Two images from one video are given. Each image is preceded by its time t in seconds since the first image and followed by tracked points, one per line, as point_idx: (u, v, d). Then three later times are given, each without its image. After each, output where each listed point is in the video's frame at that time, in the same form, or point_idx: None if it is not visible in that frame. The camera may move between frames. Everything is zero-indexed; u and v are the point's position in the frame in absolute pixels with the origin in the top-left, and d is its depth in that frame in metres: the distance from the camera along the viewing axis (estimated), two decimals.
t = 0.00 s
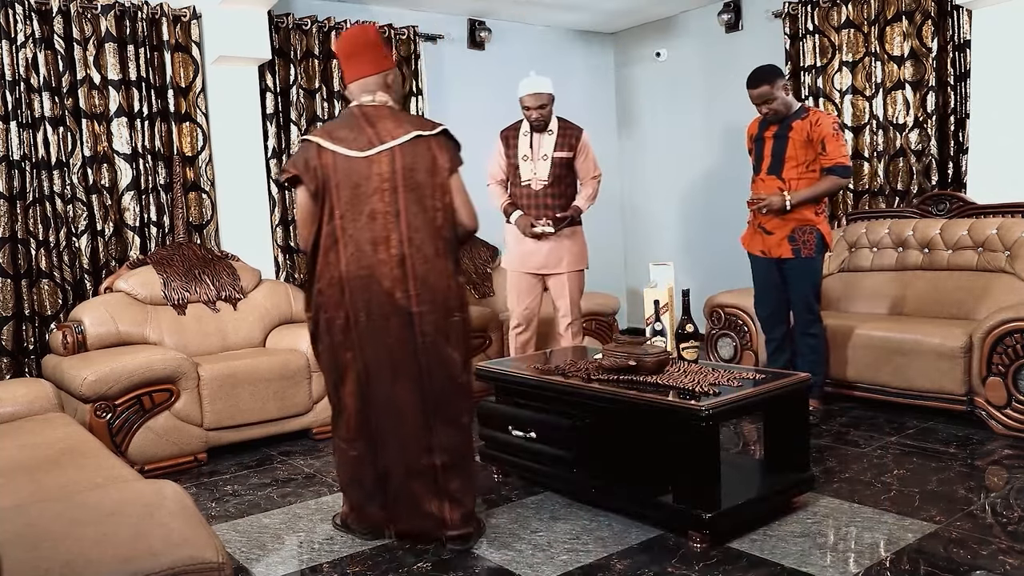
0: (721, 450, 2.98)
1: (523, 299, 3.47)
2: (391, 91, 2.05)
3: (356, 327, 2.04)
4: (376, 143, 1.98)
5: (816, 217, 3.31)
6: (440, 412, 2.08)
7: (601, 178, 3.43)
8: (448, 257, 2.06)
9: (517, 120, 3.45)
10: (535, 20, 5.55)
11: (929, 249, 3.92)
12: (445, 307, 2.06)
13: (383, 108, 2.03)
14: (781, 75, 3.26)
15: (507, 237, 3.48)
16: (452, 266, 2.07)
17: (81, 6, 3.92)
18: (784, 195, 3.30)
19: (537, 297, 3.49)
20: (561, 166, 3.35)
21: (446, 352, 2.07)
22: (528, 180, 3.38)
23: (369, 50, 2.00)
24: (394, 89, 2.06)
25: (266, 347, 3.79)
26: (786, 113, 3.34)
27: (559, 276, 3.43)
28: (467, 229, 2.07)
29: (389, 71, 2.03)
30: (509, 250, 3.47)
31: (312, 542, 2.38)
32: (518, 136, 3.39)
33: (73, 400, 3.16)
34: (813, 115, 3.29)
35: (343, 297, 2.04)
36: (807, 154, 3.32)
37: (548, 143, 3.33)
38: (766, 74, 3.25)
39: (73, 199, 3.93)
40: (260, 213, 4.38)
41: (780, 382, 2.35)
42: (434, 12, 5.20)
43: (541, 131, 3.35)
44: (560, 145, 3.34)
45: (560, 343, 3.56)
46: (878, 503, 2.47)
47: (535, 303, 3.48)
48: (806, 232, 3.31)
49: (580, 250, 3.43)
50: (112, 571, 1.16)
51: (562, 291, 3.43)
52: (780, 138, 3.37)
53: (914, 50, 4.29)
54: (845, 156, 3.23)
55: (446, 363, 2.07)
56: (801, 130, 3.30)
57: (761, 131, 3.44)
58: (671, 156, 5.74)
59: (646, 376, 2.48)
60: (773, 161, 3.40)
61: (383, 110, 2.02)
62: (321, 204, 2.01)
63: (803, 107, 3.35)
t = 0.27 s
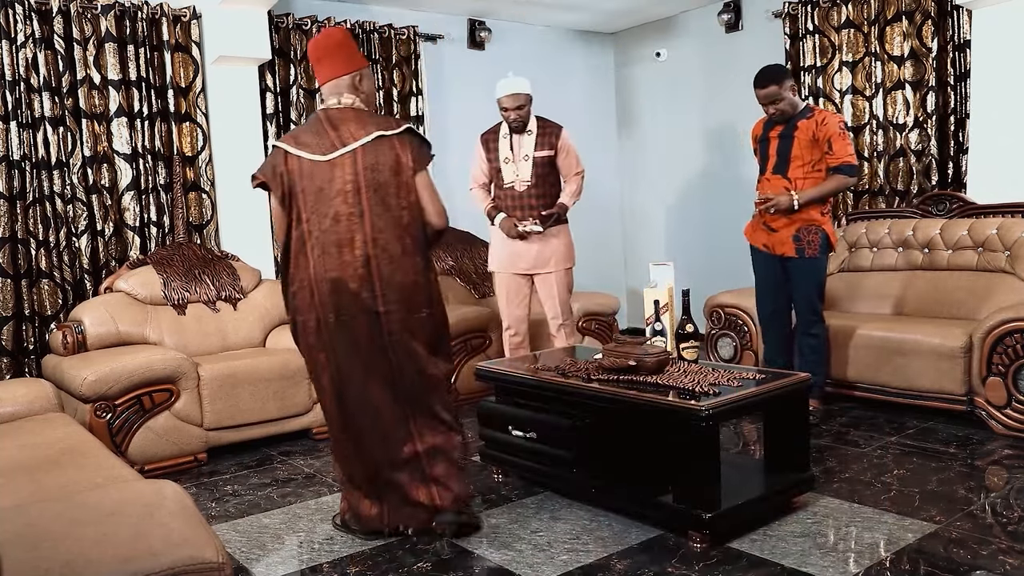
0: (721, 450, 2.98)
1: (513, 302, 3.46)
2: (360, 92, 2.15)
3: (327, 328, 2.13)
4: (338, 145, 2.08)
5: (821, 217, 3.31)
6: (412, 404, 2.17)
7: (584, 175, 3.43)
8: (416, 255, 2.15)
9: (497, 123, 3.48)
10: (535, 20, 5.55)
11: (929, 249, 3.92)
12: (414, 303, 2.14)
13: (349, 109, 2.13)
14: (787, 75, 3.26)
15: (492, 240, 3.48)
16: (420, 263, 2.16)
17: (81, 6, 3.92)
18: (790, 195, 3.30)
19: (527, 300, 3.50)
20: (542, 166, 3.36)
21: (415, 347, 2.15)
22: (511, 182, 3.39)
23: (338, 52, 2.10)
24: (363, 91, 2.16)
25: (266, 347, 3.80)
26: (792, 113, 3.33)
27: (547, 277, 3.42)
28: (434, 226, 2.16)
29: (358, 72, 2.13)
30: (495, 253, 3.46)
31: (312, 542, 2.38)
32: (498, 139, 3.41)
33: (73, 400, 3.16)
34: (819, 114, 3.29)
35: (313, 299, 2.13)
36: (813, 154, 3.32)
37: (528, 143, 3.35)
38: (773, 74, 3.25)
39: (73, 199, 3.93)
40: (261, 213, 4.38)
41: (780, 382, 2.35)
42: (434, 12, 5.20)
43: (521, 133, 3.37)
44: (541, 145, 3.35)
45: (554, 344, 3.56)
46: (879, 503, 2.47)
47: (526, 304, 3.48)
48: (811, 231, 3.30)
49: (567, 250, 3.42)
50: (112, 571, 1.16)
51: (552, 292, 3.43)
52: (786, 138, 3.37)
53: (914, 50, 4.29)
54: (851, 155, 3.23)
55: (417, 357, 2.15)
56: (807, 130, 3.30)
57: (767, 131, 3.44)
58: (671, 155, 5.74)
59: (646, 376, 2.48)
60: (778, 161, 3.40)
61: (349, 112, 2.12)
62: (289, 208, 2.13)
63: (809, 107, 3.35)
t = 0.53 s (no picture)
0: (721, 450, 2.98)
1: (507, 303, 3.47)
2: (349, 94, 2.23)
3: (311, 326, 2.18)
4: (323, 144, 2.16)
5: (826, 218, 3.31)
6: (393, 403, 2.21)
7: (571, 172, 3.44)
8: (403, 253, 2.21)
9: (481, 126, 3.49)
10: (535, 20, 5.55)
11: (929, 249, 3.92)
12: (398, 302, 2.20)
13: (335, 110, 2.20)
14: (791, 76, 3.25)
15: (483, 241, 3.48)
16: (405, 263, 2.21)
17: (81, 6, 3.92)
18: (793, 195, 3.29)
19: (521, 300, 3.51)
20: (530, 165, 3.37)
21: (398, 346, 2.20)
22: (500, 183, 3.40)
23: (325, 54, 2.17)
24: (352, 92, 2.23)
25: (266, 347, 3.80)
26: (797, 114, 3.33)
27: (539, 276, 3.42)
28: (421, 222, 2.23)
29: (346, 74, 2.20)
30: (486, 255, 3.46)
31: (312, 542, 2.38)
32: (484, 141, 3.42)
33: (73, 400, 3.16)
34: (824, 115, 3.29)
35: (299, 298, 2.19)
36: (817, 155, 3.32)
37: (515, 143, 3.36)
38: (778, 74, 3.24)
39: (73, 199, 3.93)
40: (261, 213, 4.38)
41: (780, 382, 2.35)
42: (434, 12, 5.20)
43: (507, 134, 3.37)
44: (527, 145, 3.36)
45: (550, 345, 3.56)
46: (879, 503, 2.47)
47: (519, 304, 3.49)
48: (814, 231, 3.30)
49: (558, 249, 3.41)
50: (112, 571, 1.16)
51: (545, 292, 3.43)
52: (790, 138, 3.37)
53: (914, 50, 4.29)
54: (856, 156, 3.22)
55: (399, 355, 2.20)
56: (812, 130, 3.30)
57: (772, 131, 3.44)
58: (671, 155, 5.74)
59: (646, 376, 2.48)
60: (783, 161, 3.40)
61: (336, 113, 2.19)
62: (279, 208, 2.22)
63: (814, 107, 3.35)
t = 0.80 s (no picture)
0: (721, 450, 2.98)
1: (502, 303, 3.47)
2: (356, 97, 2.24)
3: (307, 322, 2.19)
4: (328, 145, 2.17)
5: (829, 220, 3.31)
6: (382, 404, 2.22)
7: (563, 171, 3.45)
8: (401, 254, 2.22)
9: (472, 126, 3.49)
10: (536, 20, 5.55)
11: (929, 249, 3.92)
12: (393, 304, 2.21)
13: (342, 113, 2.22)
14: (795, 81, 3.25)
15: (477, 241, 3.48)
16: (403, 264, 2.23)
17: (81, 5, 3.92)
18: (796, 200, 3.29)
19: (517, 301, 3.52)
20: (524, 164, 3.38)
21: (390, 348, 2.21)
22: (493, 182, 3.40)
23: (334, 58, 2.20)
24: (360, 96, 2.25)
25: (266, 347, 3.80)
26: (801, 117, 3.32)
27: (534, 276, 3.43)
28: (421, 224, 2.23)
29: (354, 77, 2.22)
30: (481, 256, 3.46)
31: (312, 542, 2.38)
32: (476, 140, 3.42)
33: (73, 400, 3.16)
34: (827, 119, 3.26)
35: (297, 294, 2.19)
36: (819, 159, 3.31)
37: (508, 142, 3.36)
38: (783, 78, 3.24)
39: (73, 199, 3.93)
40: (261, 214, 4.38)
41: (780, 382, 2.35)
42: (434, 12, 5.20)
43: (499, 133, 3.38)
44: (520, 143, 3.36)
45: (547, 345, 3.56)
46: (878, 503, 2.47)
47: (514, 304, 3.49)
48: (814, 232, 3.31)
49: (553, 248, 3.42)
50: (112, 571, 1.16)
51: (541, 292, 3.43)
52: (793, 141, 3.36)
53: (914, 50, 4.29)
54: (860, 161, 3.19)
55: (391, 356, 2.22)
56: (816, 135, 3.29)
57: (776, 132, 3.43)
58: (671, 155, 5.74)
59: (646, 376, 2.48)
60: (785, 163, 3.40)
61: (342, 115, 2.20)
62: (281, 204, 2.21)
63: (819, 109, 3.34)
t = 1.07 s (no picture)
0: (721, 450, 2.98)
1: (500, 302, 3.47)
2: (380, 102, 2.28)
3: (312, 316, 2.24)
4: (349, 147, 2.22)
5: (829, 220, 3.32)
6: (376, 405, 2.25)
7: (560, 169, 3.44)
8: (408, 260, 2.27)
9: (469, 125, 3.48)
10: (535, 20, 5.55)
11: (929, 249, 3.92)
12: (396, 308, 2.25)
13: (365, 116, 2.27)
14: (800, 83, 3.24)
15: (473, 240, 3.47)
16: (410, 270, 2.27)
17: (81, 6, 3.92)
18: (795, 203, 3.28)
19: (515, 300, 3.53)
20: (523, 161, 3.38)
21: (390, 350, 2.25)
22: (491, 180, 3.40)
23: (361, 63, 2.24)
24: (385, 101, 2.29)
25: (266, 347, 3.80)
26: (803, 119, 3.31)
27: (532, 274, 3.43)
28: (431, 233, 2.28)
29: (380, 82, 2.26)
30: (479, 255, 3.45)
31: (312, 542, 2.38)
32: (473, 139, 3.41)
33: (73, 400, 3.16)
34: (829, 122, 3.26)
35: (305, 286, 2.25)
36: (821, 162, 3.31)
37: (505, 140, 3.36)
38: (787, 81, 3.23)
39: (73, 199, 3.93)
40: (261, 214, 4.38)
41: (780, 382, 2.35)
42: (434, 12, 5.20)
43: (496, 131, 3.37)
44: (518, 141, 3.37)
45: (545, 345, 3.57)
46: (878, 503, 2.47)
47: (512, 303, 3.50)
48: (814, 232, 3.30)
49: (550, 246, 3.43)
50: (112, 571, 1.16)
51: (539, 291, 3.44)
52: (794, 143, 3.35)
53: (914, 50, 4.29)
54: (860, 164, 3.20)
55: (389, 358, 2.25)
56: (817, 137, 3.28)
57: (776, 133, 3.42)
58: (671, 155, 5.74)
59: (646, 376, 2.48)
60: (786, 165, 3.39)
61: (365, 119, 2.26)
62: (297, 197, 2.26)
63: (820, 111, 3.32)
